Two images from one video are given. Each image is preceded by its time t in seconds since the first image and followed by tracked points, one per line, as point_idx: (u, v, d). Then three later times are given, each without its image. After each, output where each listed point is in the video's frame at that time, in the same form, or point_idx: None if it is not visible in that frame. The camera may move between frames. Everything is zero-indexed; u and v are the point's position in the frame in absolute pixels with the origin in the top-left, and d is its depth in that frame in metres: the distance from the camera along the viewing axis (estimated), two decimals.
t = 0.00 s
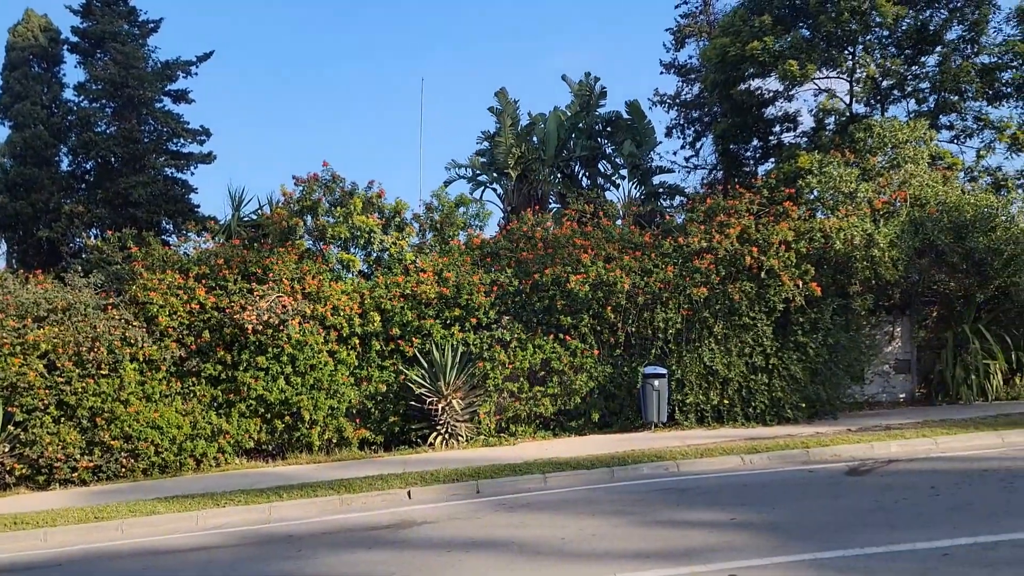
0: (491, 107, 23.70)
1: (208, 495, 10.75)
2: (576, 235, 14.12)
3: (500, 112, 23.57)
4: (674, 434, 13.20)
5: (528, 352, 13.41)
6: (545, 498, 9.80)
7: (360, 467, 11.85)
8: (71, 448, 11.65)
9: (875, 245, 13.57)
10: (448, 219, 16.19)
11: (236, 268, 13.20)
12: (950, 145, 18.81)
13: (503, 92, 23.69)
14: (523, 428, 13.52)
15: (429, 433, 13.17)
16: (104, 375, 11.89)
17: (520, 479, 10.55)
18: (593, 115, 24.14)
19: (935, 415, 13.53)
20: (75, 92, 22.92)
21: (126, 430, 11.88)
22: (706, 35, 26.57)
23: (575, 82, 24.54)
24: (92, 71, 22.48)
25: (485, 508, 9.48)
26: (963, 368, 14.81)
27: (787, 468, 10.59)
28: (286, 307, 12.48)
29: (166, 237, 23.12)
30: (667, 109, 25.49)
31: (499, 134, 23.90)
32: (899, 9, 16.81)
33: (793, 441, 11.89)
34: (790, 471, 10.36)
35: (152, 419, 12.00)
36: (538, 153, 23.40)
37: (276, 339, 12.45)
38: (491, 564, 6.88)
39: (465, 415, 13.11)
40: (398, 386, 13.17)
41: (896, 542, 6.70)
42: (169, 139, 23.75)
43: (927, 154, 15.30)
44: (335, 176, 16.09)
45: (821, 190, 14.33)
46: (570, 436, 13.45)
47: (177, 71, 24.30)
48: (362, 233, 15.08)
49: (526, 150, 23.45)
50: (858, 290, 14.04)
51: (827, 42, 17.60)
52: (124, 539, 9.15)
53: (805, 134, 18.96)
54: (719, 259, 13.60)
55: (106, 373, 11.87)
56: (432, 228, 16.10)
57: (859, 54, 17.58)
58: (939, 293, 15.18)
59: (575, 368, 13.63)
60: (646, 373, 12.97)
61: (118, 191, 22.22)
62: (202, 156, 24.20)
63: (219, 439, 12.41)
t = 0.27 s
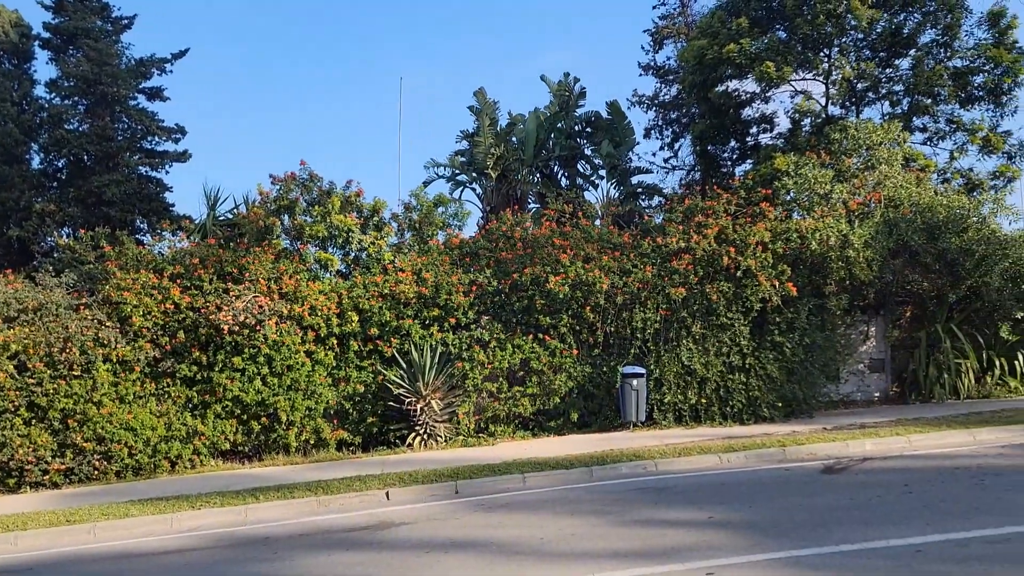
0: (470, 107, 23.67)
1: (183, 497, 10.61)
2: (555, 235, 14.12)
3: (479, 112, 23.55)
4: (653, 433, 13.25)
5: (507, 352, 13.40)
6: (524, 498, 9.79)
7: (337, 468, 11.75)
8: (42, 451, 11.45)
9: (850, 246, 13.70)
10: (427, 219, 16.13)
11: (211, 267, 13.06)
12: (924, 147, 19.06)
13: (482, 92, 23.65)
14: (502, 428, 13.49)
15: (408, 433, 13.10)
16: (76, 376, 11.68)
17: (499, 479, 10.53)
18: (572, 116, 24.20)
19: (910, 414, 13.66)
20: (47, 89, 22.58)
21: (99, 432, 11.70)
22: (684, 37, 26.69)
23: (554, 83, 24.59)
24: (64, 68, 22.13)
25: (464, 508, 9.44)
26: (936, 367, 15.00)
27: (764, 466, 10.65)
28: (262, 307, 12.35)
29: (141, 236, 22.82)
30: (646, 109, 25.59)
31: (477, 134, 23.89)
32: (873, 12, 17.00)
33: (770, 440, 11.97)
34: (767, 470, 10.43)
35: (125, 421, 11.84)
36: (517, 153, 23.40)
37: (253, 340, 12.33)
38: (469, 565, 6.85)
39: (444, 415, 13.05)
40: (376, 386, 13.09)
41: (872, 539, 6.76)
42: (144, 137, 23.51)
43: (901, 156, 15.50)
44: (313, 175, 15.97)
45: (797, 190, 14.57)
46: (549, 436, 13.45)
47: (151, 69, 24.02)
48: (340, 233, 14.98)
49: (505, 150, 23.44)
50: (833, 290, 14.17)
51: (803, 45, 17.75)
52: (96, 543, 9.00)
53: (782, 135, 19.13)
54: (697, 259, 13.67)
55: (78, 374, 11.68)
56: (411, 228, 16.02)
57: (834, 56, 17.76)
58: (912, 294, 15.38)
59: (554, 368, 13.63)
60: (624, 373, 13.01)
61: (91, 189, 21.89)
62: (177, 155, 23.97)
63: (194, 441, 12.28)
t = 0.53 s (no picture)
0: (446, 107, 23.61)
1: (154, 499, 10.47)
2: (532, 235, 14.14)
3: (456, 112, 23.50)
4: (629, 433, 13.29)
5: (484, 353, 13.37)
6: (500, 498, 9.77)
7: (312, 470, 11.65)
8: (9, 453, 11.25)
9: (824, 247, 13.85)
10: (404, 219, 16.06)
11: (184, 267, 12.89)
12: (896, 151, 19.33)
13: (458, 92, 23.63)
14: (478, 428, 13.47)
15: (384, 434, 13.03)
16: (45, 377, 11.50)
17: (475, 480, 10.50)
18: (549, 117, 24.25)
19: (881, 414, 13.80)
20: (15, 85, 22.17)
21: (68, 434, 11.52)
22: (661, 39, 26.85)
23: (531, 83, 24.63)
24: (33, 64, 21.74)
25: (440, 509, 9.40)
26: (907, 367, 15.20)
27: (739, 466, 10.73)
28: (236, 307, 12.19)
29: (112, 235, 22.54)
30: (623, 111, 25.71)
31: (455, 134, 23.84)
32: (846, 17, 17.21)
33: (745, 439, 12.06)
34: (742, 470, 10.50)
35: (96, 422, 11.67)
36: (494, 153, 23.37)
37: (226, 340, 12.19)
38: (445, 566, 6.82)
39: (420, 416, 12.98)
40: (352, 387, 13.00)
41: (844, 538, 6.83)
42: (115, 134, 23.24)
43: (873, 159, 15.75)
44: (288, 174, 15.83)
45: (772, 193, 14.73)
46: (526, 437, 13.45)
47: (123, 65, 23.70)
48: (316, 232, 14.87)
49: (482, 150, 23.41)
50: (807, 291, 14.31)
51: (778, 48, 17.92)
52: (65, 546, 8.84)
53: (757, 138, 19.31)
54: (674, 260, 13.74)
55: (47, 376, 11.49)
56: (387, 227, 15.95)
57: (808, 60, 17.95)
58: (884, 295, 15.62)
59: (531, 369, 13.63)
60: (601, 374, 13.04)
61: (61, 188, 21.50)
62: (150, 153, 23.69)
63: (166, 442, 12.13)
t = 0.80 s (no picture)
0: (426, 107, 23.54)
1: (128, 502, 10.34)
2: (512, 236, 14.16)
3: (436, 112, 23.44)
4: (609, 434, 13.32)
5: (463, 354, 13.35)
6: (480, 500, 9.76)
7: (290, 472, 11.54)
8: None
9: (800, 249, 13.99)
10: (383, 219, 16.00)
11: (160, 267, 12.74)
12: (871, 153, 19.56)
13: (438, 92, 23.57)
14: (458, 429, 13.45)
15: (363, 435, 12.95)
16: (17, 379, 11.38)
17: (455, 481, 10.48)
18: (529, 118, 24.30)
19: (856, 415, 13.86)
20: None
21: (41, 437, 11.38)
22: (640, 41, 26.99)
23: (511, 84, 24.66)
24: (5, 60, 21.39)
25: (419, 511, 9.37)
26: (882, 367, 15.35)
27: (717, 466, 10.79)
28: (213, 308, 12.09)
29: (86, 234, 22.31)
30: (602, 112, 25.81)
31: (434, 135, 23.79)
32: (823, 20, 17.39)
33: (723, 439, 12.13)
34: (720, 469, 10.57)
35: (69, 425, 11.53)
36: (474, 154, 23.32)
37: (203, 342, 12.08)
38: (424, 568, 6.79)
39: (400, 417, 12.92)
40: (331, 388, 12.92)
41: (820, 537, 6.89)
42: (90, 133, 23.02)
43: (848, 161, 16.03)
44: (265, 174, 15.71)
45: (750, 194, 14.86)
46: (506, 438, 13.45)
47: (98, 63, 23.43)
48: (294, 232, 14.76)
49: (462, 150, 23.36)
50: (784, 292, 14.42)
51: (756, 50, 18.06)
52: (37, 551, 8.70)
53: (735, 140, 19.46)
54: (653, 261, 13.80)
55: (19, 377, 11.36)
56: (367, 228, 15.87)
57: (785, 62, 18.12)
58: (859, 295, 15.78)
59: (511, 369, 13.63)
60: (581, 374, 13.06)
61: (34, 188, 21.11)
62: (126, 152, 23.42)
63: (141, 445, 12.00)
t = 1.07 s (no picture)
0: (407, 108, 23.47)
1: (105, 506, 10.22)
2: (494, 237, 14.12)
3: (418, 113, 23.38)
4: (590, 434, 13.35)
5: (445, 355, 13.32)
6: (461, 501, 9.73)
7: (269, 475, 11.45)
8: None
9: (780, 251, 14.11)
10: (365, 220, 15.93)
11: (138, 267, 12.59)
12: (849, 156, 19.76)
13: (419, 92, 23.51)
14: (440, 431, 13.42)
15: (344, 437, 12.88)
16: None
17: (436, 483, 10.44)
18: (511, 119, 24.33)
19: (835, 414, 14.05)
20: None
21: (16, 439, 11.21)
22: (622, 43, 27.10)
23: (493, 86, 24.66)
24: None
25: (400, 513, 9.33)
26: (861, 368, 15.51)
27: (698, 467, 10.84)
28: (191, 309, 11.99)
29: (62, 234, 22.04)
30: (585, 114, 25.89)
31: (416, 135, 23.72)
32: (803, 23, 17.55)
33: (704, 440, 12.20)
34: (701, 470, 10.61)
35: (44, 427, 11.37)
36: (456, 154, 23.28)
37: (181, 343, 11.98)
38: (404, 570, 6.76)
39: (381, 419, 12.89)
40: (311, 390, 12.84)
41: (799, 536, 6.94)
42: (66, 132, 22.78)
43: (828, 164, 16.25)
44: (245, 174, 15.59)
45: (731, 197, 14.95)
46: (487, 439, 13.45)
47: (75, 61, 23.17)
48: (274, 233, 14.66)
49: (444, 151, 23.31)
50: (764, 293, 14.51)
51: (736, 53, 18.18)
52: (11, 555, 8.57)
53: (715, 142, 19.59)
54: (635, 263, 13.86)
55: None
56: (348, 228, 15.81)
57: (765, 65, 18.27)
58: (838, 296, 15.91)
59: (493, 371, 13.61)
60: (563, 375, 13.08)
61: (9, 187, 20.76)
62: (103, 151, 23.15)
63: (118, 447, 11.87)
